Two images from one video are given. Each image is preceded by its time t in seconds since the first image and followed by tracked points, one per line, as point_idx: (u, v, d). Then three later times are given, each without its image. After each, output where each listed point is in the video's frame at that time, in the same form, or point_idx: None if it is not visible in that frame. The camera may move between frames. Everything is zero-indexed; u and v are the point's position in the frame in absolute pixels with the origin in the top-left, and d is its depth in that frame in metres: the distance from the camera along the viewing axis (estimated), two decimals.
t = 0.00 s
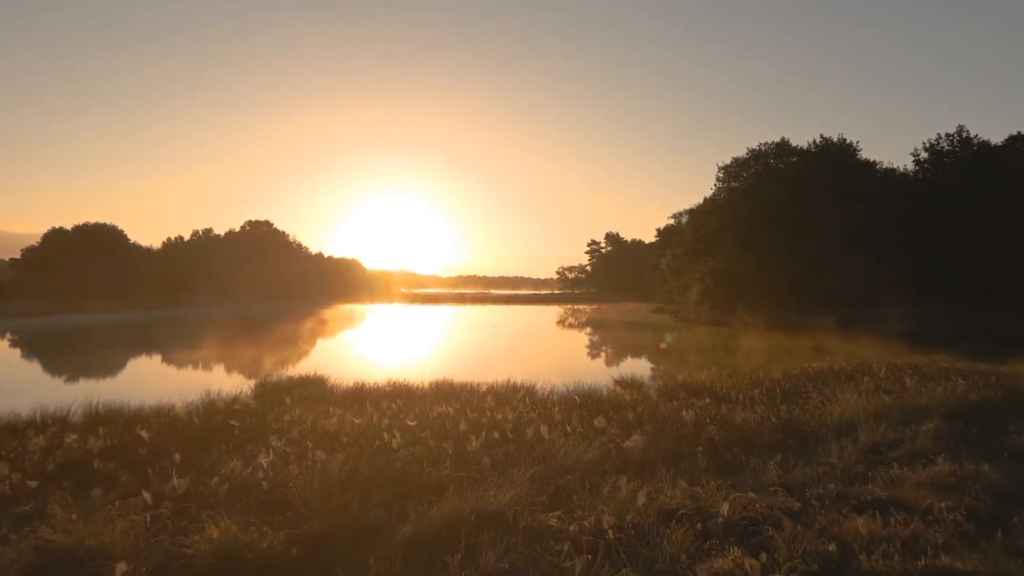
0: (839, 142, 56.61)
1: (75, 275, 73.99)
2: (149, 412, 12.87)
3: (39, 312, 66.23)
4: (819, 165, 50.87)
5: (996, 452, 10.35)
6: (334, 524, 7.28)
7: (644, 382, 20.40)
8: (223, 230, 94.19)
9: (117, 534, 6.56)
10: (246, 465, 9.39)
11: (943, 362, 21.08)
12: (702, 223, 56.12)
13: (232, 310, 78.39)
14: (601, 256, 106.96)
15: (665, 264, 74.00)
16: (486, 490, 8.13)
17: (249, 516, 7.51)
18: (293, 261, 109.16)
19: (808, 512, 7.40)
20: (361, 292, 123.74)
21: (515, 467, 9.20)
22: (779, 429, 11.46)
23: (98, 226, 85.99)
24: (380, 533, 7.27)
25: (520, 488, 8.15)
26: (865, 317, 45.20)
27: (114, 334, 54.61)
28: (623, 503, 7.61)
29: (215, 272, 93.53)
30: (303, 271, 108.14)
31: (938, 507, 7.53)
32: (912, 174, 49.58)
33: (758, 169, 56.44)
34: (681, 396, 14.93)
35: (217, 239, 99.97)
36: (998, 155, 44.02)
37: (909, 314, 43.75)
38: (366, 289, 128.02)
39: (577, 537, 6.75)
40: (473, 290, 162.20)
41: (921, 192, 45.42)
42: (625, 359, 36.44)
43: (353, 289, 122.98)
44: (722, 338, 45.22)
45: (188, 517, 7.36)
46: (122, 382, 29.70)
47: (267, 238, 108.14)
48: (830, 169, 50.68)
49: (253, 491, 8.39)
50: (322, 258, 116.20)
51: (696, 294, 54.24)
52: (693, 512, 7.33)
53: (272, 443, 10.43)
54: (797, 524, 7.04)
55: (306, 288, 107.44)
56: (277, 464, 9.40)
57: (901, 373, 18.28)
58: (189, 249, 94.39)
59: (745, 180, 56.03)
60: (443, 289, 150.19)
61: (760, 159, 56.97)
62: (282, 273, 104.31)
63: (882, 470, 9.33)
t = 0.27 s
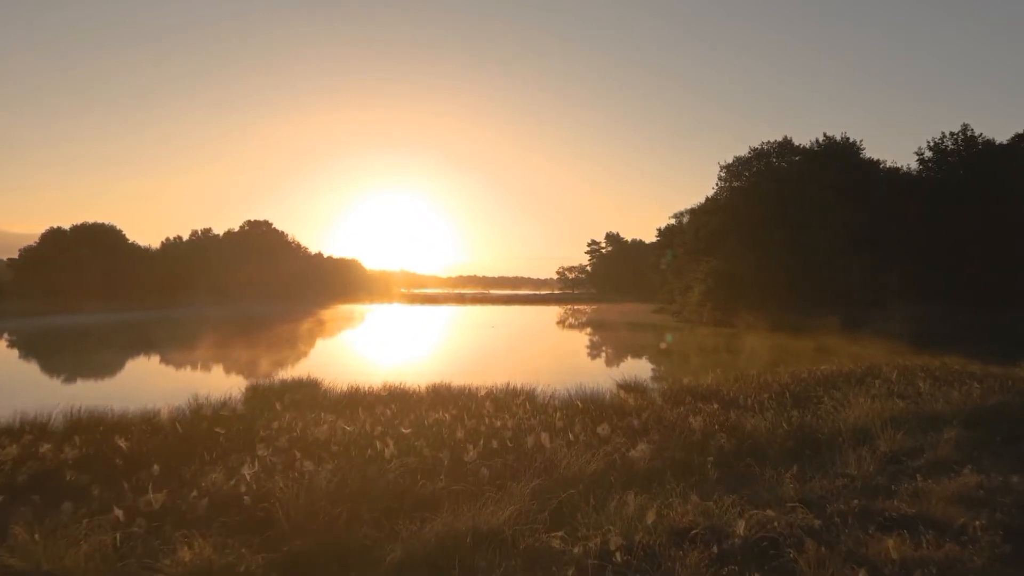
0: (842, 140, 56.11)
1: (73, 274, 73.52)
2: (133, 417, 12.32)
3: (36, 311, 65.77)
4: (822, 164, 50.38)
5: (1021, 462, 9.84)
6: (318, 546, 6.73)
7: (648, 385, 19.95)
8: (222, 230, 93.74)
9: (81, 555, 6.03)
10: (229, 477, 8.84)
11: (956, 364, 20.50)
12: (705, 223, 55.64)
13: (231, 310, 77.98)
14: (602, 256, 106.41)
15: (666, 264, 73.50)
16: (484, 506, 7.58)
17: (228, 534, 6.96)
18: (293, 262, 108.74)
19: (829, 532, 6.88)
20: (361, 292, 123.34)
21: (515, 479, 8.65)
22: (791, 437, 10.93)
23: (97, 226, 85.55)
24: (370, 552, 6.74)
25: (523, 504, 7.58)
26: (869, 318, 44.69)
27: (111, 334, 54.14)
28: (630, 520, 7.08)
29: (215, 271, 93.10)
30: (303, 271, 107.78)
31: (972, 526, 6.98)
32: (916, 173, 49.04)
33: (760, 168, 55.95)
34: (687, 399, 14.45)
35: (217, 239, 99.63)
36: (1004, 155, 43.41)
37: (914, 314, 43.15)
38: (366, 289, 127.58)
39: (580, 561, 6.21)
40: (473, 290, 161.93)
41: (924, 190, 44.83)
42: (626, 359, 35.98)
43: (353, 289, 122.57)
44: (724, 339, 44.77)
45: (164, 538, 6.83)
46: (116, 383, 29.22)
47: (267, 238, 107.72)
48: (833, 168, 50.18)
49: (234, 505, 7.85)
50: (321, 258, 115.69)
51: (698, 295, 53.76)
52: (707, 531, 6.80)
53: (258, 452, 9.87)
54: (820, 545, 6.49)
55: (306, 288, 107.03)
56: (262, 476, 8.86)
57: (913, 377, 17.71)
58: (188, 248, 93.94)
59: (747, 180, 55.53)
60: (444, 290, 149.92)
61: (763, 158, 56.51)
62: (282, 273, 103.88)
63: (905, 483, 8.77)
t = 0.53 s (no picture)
0: (845, 139, 55.60)
1: (70, 274, 72.98)
2: (115, 424, 11.77)
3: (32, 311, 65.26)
4: (825, 163, 49.86)
5: None
6: (301, 569, 6.19)
7: (651, 387, 19.46)
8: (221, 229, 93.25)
9: None
10: (210, 491, 8.29)
11: (967, 367, 19.97)
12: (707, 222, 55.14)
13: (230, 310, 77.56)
14: (602, 256, 105.91)
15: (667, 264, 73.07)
16: (482, 524, 7.03)
17: (203, 558, 6.41)
18: (292, 262, 108.27)
19: (857, 554, 6.34)
20: (360, 292, 122.92)
21: (514, 493, 8.10)
22: (804, 446, 10.39)
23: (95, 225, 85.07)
24: None
25: (522, 522, 7.04)
26: (873, 318, 44.17)
27: (108, 334, 53.64)
28: (640, 541, 6.53)
29: (213, 271, 92.62)
30: (302, 271, 107.30)
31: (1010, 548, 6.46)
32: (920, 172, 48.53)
33: (762, 167, 55.44)
34: (694, 405, 13.92)
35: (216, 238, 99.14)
36: (1009, 154, 42.85)
37: (918, 315, 42.56)
38: (366, 289, 127.14)
39: None
40: (473, 289, 161.67)
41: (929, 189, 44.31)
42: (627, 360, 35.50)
43: (352, 289, 122.15)
44: (727, 340, 44.29)
45: (132, 561, 6.29)
46: (110, 383, 28.69)
47: (266, 238, 107.24)
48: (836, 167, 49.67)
49: (212, 523, 7.30)
50: (320, 258, 115.16)
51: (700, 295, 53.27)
52: (724, 554, 6.26)
53: (242, 462, 9.31)
54: (848, 570, 5.95)
55: (305, 288, 106.55)
56: (245, 489, 8.31)
57: (926, 379, 17.19)
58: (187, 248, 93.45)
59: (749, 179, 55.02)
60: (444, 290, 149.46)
61: (765, 157, 56.00)
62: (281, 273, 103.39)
63: (931, 498, 8.21)
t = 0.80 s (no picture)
0: (848, 137, 55.02)
1: (68, 274, 72.48)
2: (94, 432, 11.20)
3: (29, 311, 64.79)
4: (829, 162, 49.28)
5: None
6: None
7: (655, 391, 18.96)
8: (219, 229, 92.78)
9: None
10: (186, 507, 7.71)
11: (980, 370, 19.45)
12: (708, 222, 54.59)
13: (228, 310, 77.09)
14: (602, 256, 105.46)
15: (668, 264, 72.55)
16: (478, 547, 6.45)
17: None
18: (291, 262, 107.82)
19: None
20: (360, 292, 122.47)
21: (514, 510, 7.53)
22: (820, 455, 9.81)
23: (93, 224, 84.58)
24: None
25: (521, 545, 6.46)
26: (877, 319, 43.64)
27: (105, 334, 53.18)
28: (650, 566, 5.96)
29: (212, 271, 92.16)
30: (302, 270, 106.85)
31: None
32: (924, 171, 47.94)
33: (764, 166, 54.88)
34: (702, 411, 13.35)
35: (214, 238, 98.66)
36: (1015, 153, 42.23)
37: (924, 317, 41.92)
38: (366, 289, 126.70)
39: None
40: (473, 289, 161.22)
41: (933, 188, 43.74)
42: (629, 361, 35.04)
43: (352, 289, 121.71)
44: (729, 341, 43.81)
45: None
46: (103, 384, 28.25)
47: (265, 237, 106.75)
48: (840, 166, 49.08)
49: (186, 546, 6.74)
50: (320, 258, 114.62)
51: (702, 295, 52.76)
52: None
53: (225, 474, 8.72)
54: None
55: (304, 288, 106.09)
56: (225, 505, 7.75)
57: (939, 382, 16.66)
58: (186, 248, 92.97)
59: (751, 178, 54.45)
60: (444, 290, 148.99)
61: (767, 155, 55.43)
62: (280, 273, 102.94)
63: (962, 514, 7.62)
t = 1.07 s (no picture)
0: (852, 136, 54.44)
1: (66, 273, 72.07)
2: (73, 440, 10.65)
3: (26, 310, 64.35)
4: (832, 161, 48.71)
5: None
6: None
7: (659, 394, 18.48)
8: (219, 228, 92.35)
9: None
10: (159, 526, 7.14)
11: (992, 372, 18.95)
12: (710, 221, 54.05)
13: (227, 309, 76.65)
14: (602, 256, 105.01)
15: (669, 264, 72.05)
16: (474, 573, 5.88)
17: None
18: (291, 262, 107.38)
19: None
20: (359, 292, 122.01)
21: (514, 530, 6.95)
22: (839, 467, 9.23)
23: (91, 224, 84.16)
24: None
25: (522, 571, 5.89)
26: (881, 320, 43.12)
27: (102, 335, 52.72)
28: None
29: (211, 271, 91.72)
30: (301, 270, 106.41)
31: None
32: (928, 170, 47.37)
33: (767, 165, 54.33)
34: (711, 416, 12.79)
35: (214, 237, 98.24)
36: (1020, 151, 41.73)
37: (930, 318, 41.31)
38: (366, 289, 126.27)
39: None
40: (474, 289, 160.82)
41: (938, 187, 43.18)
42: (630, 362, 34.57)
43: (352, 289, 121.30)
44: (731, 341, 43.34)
45: None
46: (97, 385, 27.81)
47: (265, 237, 106.31)
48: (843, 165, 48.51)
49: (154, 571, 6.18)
50: (319, 258, 114.15)
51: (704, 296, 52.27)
52: None
53: (204, 488, 8.15)
54: None
55: (304, 288, 105.67)
56: (201, 523, 7.18)
57: (952, 386, 16.14)
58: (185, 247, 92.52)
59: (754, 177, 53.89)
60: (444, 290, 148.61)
61: (770, 154, 54.86)
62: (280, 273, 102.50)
63: (997, 534, 7.05)
